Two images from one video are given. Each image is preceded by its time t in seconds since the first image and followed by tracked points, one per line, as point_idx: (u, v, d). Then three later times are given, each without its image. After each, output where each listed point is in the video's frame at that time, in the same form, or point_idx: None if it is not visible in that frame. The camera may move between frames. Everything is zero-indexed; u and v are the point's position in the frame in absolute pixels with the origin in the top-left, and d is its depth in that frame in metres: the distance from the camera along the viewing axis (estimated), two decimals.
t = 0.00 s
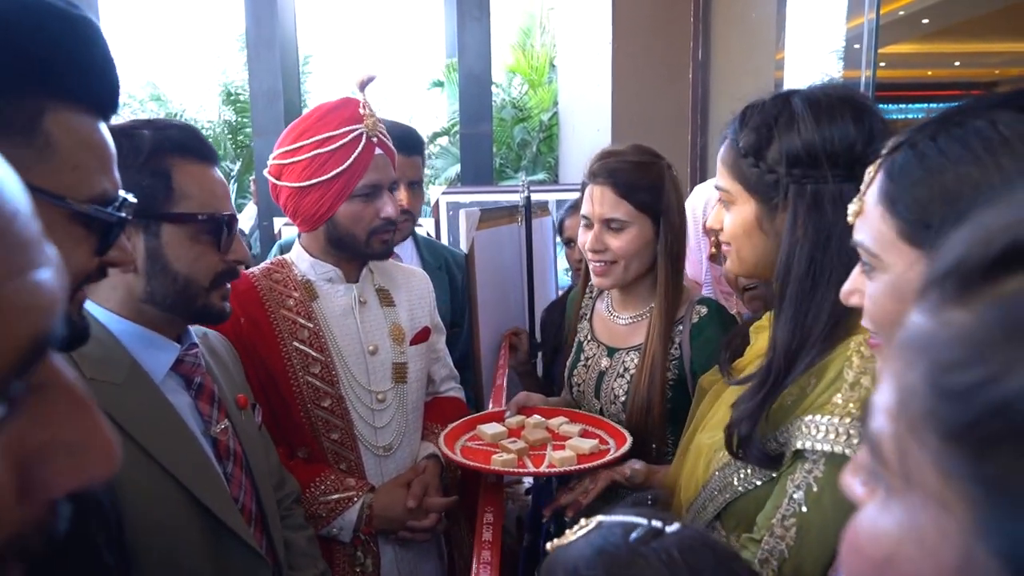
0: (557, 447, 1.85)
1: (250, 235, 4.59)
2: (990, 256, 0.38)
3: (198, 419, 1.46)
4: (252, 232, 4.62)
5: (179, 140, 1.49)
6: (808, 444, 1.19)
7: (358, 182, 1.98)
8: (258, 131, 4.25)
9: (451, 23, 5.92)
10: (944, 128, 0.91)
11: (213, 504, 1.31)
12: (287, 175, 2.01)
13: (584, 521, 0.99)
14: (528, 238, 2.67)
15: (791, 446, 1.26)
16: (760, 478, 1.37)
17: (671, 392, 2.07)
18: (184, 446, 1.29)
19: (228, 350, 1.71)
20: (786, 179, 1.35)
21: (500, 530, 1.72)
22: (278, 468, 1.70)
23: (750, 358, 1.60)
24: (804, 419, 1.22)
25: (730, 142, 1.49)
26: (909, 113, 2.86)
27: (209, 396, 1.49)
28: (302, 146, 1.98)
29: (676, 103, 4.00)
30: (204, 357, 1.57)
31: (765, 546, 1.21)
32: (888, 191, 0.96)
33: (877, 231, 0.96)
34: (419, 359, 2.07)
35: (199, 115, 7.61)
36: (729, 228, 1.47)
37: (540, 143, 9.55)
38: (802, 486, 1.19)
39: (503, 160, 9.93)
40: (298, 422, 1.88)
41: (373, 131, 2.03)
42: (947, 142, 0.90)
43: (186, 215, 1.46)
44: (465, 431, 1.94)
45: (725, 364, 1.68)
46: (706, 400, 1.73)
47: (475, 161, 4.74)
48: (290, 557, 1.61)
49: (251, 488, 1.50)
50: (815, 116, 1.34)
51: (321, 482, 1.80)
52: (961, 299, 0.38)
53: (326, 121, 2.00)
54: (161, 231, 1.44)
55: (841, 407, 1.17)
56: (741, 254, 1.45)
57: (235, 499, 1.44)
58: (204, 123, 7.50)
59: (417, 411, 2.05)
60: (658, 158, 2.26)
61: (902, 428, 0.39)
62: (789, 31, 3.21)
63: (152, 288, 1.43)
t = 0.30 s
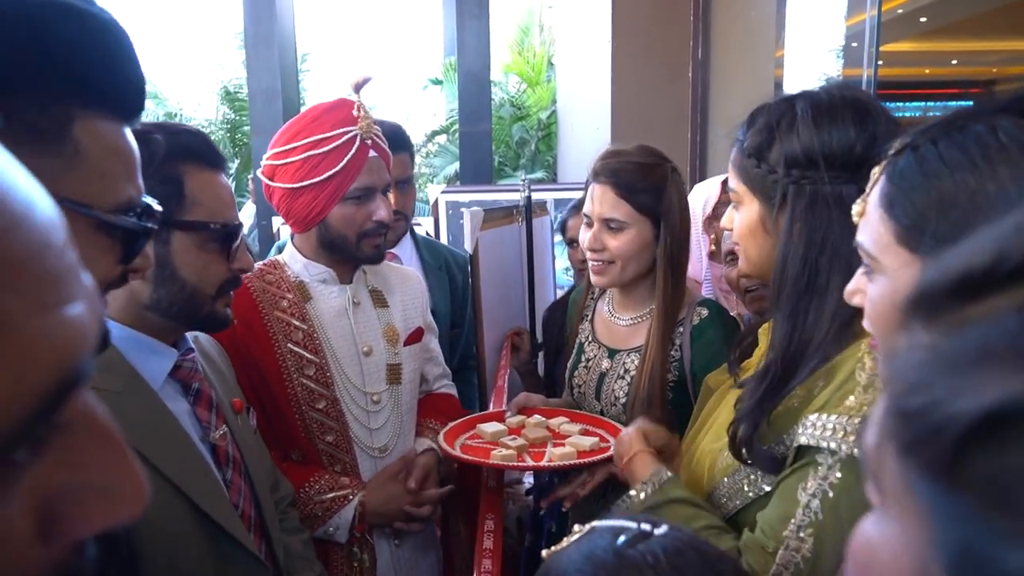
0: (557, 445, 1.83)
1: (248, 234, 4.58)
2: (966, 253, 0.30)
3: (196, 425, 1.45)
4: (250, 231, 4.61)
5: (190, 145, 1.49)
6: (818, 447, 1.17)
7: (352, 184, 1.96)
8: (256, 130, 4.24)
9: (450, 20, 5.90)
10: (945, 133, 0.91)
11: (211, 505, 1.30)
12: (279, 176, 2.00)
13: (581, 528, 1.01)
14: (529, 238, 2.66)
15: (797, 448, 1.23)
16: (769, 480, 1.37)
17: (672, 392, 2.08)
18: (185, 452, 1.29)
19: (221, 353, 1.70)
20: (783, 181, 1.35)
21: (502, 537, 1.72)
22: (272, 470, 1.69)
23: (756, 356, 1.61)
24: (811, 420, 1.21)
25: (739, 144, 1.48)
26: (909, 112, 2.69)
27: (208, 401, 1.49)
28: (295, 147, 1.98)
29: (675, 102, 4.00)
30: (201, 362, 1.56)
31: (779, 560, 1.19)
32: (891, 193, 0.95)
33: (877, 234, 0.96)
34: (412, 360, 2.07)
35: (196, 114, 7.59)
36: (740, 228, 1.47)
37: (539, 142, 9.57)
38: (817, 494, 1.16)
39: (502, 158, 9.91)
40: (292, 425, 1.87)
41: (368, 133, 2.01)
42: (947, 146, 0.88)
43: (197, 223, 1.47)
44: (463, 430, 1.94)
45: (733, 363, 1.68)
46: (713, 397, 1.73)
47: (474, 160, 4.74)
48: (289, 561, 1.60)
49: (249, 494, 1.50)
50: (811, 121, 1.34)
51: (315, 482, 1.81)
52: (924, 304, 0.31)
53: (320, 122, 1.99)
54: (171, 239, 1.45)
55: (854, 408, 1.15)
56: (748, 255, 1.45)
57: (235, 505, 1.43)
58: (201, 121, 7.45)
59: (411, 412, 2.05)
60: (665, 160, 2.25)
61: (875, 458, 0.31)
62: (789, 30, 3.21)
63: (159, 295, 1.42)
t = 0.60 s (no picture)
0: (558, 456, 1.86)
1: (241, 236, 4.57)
2: None
3: (190, 437, 1.44)
4: (244, 233, 4.59)
5: (182, 147, 1.47)
6: (795, 441, 1.20)
7: (335, 190, 1.95)
8: (249, 132, 4.23)
9: (443, 22, 5.90)
10: (951, 139, 0.92)
11: (200, 516, 1.29)
12: (265, 181, 2.00)
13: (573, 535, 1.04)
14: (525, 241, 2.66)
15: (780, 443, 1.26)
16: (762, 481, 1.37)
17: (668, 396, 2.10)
18: (176, 465, 1.28)
19: (206, 362, 1.68)
20: (810, 183, 1.35)
21: (500, 546, 1.71)
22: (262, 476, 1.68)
23: (760, 360, 1.59)
24: (799, 421, 1.21)
25: (752, 146, 1.48)
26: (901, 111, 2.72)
27: (200, 413, 1.48)
28: (278, 153, 1.98)
29: (670, 104, 4.01)
30: (192, 377, 1.56)
31: (730, 526, 1.25)
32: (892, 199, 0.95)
33: (878, 239, 0.96)
34: (401, 366, 2.06)
35: (188, 116, 7.55)
36: (750, 233, 1.45)
37: (532, 144, 9.61)
38: (782, 478, 1.20)
39: (496, 162, 10.01)
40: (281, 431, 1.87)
41: (353, 138, 2.00)
42: (951, 152, 0.89)
43: (194, 228, 1.46)
44: (462, 441, 1.95)
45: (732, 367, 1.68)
46: (716, 403, 1.74)
47: (468, 161, 4.73)
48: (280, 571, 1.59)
49: (243, 505, 1.50)
50: (838, 123, 1.35)
51: (306, 488, 1.79)
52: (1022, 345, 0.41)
53: (303, 128, 1.98)
54: (169, 246, 1.43)
55: (836, 414, 1.16)
56: (756, 261, 1.45)
57: (230, 518, 1.43)
58: (193, 123, 7.44)
59: (400, 419, 2.04)
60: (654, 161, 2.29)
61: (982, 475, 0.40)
62: (782, 31, 3.22)
63: (157, 304, 1.40)
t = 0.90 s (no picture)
0: (549, 459, 1.86)
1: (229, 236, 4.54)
2: None
3: (183, 446, 1.44)
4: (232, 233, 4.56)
5: (167, 150, 1.44)
6: (793, 451, 1.19)
7: (328, 199, 1.93)
8: (237, 132, 4.20)
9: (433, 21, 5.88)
10: (917, 157, 0.89)
11: (192, 526, 1.27)
12: (255, 186, 1.97)
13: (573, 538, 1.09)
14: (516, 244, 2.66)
15: (777, 451, 1.25)
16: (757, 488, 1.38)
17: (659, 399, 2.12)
18: (167, 477, 1.26)
19: (202, 366, 1.67)
20: (799, 189, 1.35)
21: (492, 551, 1.70)
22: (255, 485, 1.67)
23: (753, 365, 1.60)
24: (796, 428, 1.22)
25: (743, 151, 1.47)
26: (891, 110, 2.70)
27: (194, 421, 1.47)
28: (271, 159, 1.95)
29: (660, 105, 4.01)
30: (186, 383, 1.54)
31: (729, 538, 1.25)
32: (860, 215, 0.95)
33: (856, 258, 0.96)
34: (390, 371, 2.05)
35: (174, 115, 7.47)
36: (741, 239, 1.46)
37: (522, 144, 9.63)
38: (780, 488, 1.19)
39: (486, 162, 10.03)
40: (269, 438, 1.85)
41: (347, 147, 1.99)
42: (912, 174, 0.87)
43: (184, 230, 1.44)
44: (452, 446, 1.93)
45: (727, 371, 1.69)
46: (709, 405, 1.75)
47: (458, 162, 4.72)
48: None
49: (235, 516, 1.48)
50: (826, 129, 1.34)
51: (297, 501, 1.76)
52: None
53: (295, 136, 1.96)
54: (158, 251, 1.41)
55: (833, 420, 1.17)
56: (749, 265, 1.45)
57: (222, 529, 1.42)
58: (180, 122, 7.36)
59: (390, 425, 2.03)
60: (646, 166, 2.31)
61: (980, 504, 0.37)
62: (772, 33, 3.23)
63: (146, 311, 1.38)
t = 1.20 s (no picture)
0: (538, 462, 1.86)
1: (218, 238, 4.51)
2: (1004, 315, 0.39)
3: (177, 452, 1.43)
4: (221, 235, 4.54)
5: (163, 156, 1.43)
6: (792, 457, 1.19)
7: (329, 206, 1.93)
8: (226, 133, 4.17)
9: (423, 21, 5.88)
10: (845, 190, 0.96)
11: (184, 530, 1.26)
12: (251, 193, 1.93)
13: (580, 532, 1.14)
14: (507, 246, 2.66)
15: (776, 461, 1.25)
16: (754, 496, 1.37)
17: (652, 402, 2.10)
18: (159, 483, 1.25)
19: (196, 371, 1.66)
20: (763, 193, 1.37)
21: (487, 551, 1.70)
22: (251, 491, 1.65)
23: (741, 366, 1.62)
24: (791, 431, 1.22)
25: (718, 159, 1.50)
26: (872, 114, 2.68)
27: (188, 427, 1.46)
28: (270, 165, 1.92)
29: (651, 107, 4.03)
30: (180, 386, 1.53)
31: (742, 563, 1.22)
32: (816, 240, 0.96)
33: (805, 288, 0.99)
34: (383, 373, 2.03)
35: (162, 117, 7.39)
36: (722, 241, 1.48)
37: (512, 145, 9.67)
38: (786, 503, 1.18)
39: (476, 163, 10.06)
40: (260, 442, 1.84)
41: (347, 155, 2.00)
42: (844, 207, 0.94)
43: (180, 236, 1.43)
44: (443, 446, 1.94)
45: (720, 375, 1.70)
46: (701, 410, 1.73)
47: (449, 164, 4.72)
48: None
49: (232, 521, 1.47)
50: (789, 137, 1.36)
51: (289, 507, 1.75)
52: (958, 355, 0.38)
53: (296, 142, 1.94)
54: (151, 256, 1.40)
55: (830, 424, 1.16)
56: (730, 267, 1.47)
57: (218, 535, 1.41)
58: (167, 123, 7.29)
59: (382, 428, 2.01)
60: (633, 169, 2.25)
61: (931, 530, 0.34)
62: (761, 36, 3.25)
63: (140, 316, 1.37)
